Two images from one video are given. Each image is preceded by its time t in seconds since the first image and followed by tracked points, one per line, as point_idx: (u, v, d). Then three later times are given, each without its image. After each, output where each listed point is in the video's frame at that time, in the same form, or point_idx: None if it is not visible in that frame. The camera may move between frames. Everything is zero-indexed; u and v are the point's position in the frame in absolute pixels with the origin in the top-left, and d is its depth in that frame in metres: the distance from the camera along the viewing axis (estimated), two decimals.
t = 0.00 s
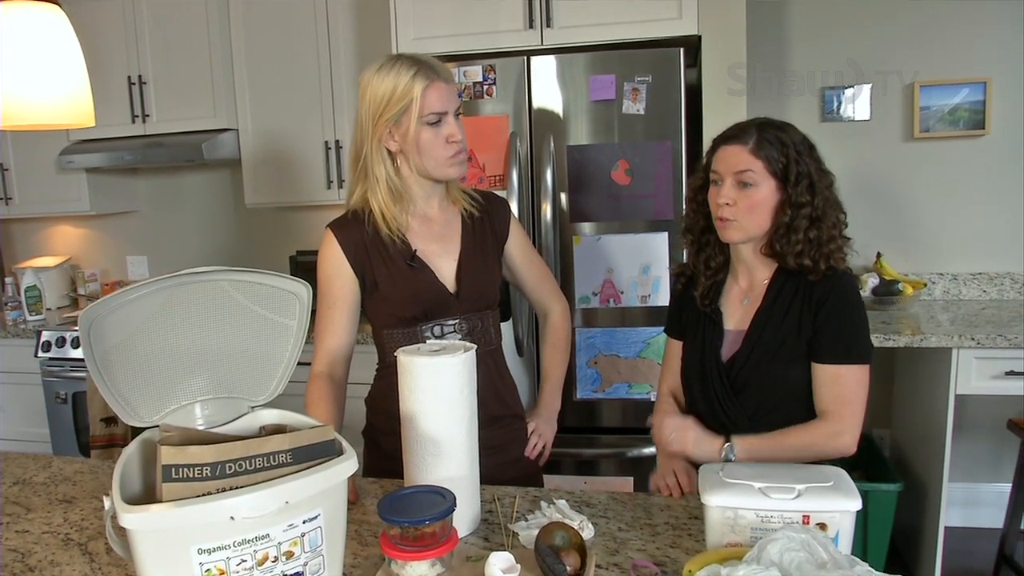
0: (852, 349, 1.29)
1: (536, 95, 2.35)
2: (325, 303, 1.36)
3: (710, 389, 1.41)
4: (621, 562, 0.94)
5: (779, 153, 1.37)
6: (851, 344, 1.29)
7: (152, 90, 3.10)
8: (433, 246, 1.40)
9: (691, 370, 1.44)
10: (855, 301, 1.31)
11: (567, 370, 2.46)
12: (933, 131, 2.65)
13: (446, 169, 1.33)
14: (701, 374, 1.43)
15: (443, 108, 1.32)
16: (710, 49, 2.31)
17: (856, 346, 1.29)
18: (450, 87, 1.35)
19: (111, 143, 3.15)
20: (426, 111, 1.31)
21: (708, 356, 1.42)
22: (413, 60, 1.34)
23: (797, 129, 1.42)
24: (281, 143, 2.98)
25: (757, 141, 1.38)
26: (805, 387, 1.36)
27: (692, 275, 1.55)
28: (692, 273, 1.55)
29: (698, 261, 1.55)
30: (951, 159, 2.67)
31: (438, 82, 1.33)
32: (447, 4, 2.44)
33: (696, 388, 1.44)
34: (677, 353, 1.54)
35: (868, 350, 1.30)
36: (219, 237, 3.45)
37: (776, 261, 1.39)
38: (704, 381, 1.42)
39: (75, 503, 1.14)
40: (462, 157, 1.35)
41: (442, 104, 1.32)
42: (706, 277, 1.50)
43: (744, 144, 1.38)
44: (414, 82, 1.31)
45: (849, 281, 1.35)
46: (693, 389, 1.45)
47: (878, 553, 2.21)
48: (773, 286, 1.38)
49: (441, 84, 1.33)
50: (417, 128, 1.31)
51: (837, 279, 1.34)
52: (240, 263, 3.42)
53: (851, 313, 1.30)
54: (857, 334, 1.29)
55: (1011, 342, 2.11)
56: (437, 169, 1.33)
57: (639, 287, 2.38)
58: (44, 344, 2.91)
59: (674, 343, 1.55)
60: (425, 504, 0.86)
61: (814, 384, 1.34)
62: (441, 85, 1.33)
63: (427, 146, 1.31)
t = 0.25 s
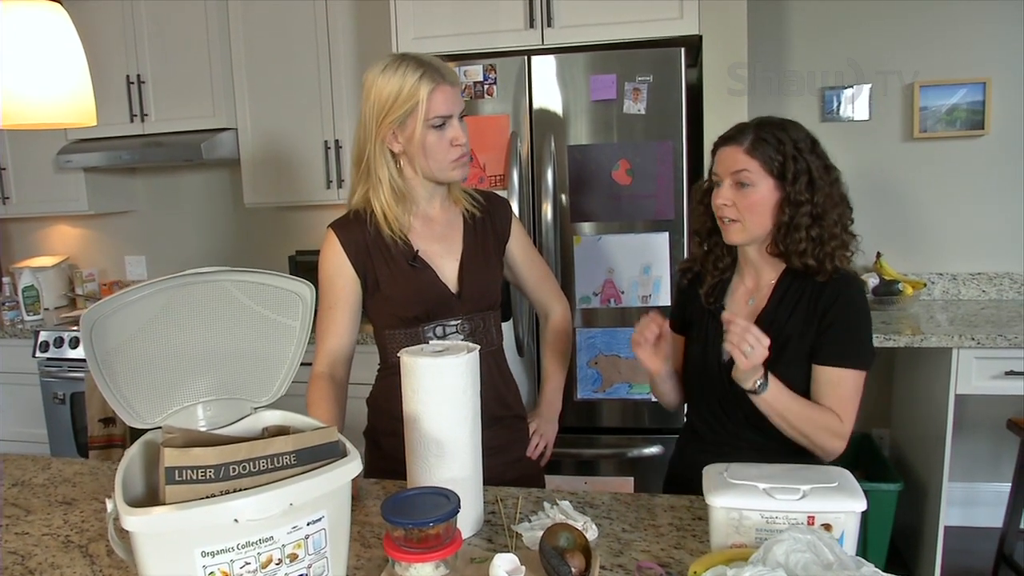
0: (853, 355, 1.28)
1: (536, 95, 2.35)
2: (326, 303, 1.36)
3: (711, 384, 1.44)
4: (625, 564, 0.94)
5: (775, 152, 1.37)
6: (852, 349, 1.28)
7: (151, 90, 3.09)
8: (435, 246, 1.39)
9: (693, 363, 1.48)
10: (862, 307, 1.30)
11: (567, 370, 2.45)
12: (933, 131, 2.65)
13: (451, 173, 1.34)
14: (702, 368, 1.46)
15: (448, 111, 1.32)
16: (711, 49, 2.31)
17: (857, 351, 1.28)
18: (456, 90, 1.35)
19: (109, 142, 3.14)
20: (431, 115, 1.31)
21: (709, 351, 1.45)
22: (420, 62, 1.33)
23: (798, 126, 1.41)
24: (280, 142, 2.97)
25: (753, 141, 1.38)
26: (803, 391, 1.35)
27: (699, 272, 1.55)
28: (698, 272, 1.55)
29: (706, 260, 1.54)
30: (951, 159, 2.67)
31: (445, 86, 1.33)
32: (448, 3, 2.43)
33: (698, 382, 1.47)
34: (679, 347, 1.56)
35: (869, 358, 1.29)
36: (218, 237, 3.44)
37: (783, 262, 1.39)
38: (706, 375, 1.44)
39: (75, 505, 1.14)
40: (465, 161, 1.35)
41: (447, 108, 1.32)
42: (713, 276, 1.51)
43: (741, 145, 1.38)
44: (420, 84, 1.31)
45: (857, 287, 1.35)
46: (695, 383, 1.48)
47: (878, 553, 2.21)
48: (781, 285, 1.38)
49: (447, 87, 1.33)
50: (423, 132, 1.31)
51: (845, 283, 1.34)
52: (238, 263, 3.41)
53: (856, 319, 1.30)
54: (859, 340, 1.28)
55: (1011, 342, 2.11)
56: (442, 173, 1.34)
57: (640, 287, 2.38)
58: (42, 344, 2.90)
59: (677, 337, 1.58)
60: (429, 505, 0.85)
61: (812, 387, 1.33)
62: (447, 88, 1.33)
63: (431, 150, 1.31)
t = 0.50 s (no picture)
0: (851, 360, 1.28)
1: (533, 94, 2.35)
2: (324, 303, 1.35)
3: (709, 381, 1.44)
4: (624, 564, 0.94)
5: (760, 157, 1.37)
6: (850, 355, 1.28)
7: (146, 89, 3.08)
8: (434, 246, 1.39)
9: (693, 359, 1.48)
10: (865, 315, 1.30)
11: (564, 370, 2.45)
12: (928, 132, 2.65)
13: (451, 167, 1.34)
14: (701, 365, 1.46)
15: (445, 104, 1.32)
16: (708, 49, 2.31)
17: (856, 358, 1.28)
18: (451, 84, 1.35)
19: (104, 141, 3.12)
20: (428, 107, 1.30)
21: (710, 348, 1.45)
22: (413, 58, 1.33)
23: (786, 127, 1.41)
24: (276, 142, 2.96)
25: (737, 150, 1.39)
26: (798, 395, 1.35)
27: (704, 274, 1.57)
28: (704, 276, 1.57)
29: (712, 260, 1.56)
30: (946, 160, 2.68)
31: (439, 79, 1.33)
32: (444, 3, 2.43)
33: (696, 379, 1.47)
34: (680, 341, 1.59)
35: (867, 366, 1.28)
36: (212, 237, 3.42)
37: (791, 263, 1.39)
38: (704, 373, 1.45)
39: (70, 506, 1.13)
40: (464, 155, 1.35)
41: (443, 101, 1.32)
42: (720, 278, 1.53)
43: (726, 155, 1.40)
44: (415, 79, 1.31)
45: (863, 295, 1.34)
46: (693, 380, 1.48)
47: (874, 552, 2.22)
48: (785, 289, 1.39)
49: (441, 81, 1.33)
50: (420, 127, 1.31)
51: (850, 288, 1.34)
52: (233, 263, 3.40)
53: (858, 326, 1.30)
54: (858, 346, 1.28)
55: (1006, 342, 2.12)
56: (441, 167, 1.33)
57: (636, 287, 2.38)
58: (35, 344, 2.88)
59: (678, 331, 1.60)
60: (428, 506, 0.85)
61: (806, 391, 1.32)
62: (441, 83, 1.33)
63: (429, 144, 1.31)
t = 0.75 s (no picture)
0: (851, 369, 1.28)
1: (528, 94, 2.35)
2: (320, 303, 1.35)
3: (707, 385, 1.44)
4: (623, 564, 0.94)
5: (758, 160, 1.38)
6: (850, 363, 1.28)
7: (140, 88, 3.07)
8: (431, 246, 1.39)
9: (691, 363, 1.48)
10: (866, 323, 1.30)
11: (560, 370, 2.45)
12: (922, 132, 2.66)
13: (445, 162, 1.32)
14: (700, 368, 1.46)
15: (437, 98, 1.31)
16: (703, 49, 2.31)
17: (856, 366, 1.28)
18: (443, 79, 1.34)
19: (97, 141, 3.11)
20: (420, 101, 1.30)
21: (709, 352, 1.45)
22: (404, 54, 1.33)
23: (787, 130, 1.42)
24: (270, 141, 2.95)
25: (735, 152, 1.41)
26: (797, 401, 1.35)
27: (704, 277, 1.57)
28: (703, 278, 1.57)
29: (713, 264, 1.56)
30: (940, 160, 2.69)
31: (430, 73, 1.32)
32: (439, 2, 2.42)
33: (693, 382, 1.48)
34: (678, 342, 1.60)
35: (867, 375, 1.29)
36: (207, 237, 3.41)
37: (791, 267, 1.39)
38: (701, 375, 1.45)
39: (66, 507, 1.12)
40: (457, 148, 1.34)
41: (435, 94, 1.31)
42: (719, 281, 1.53)
43: (723, 159, 1.41)
44: (405, 74, 1.30)
45: (866, 304, 1.34)
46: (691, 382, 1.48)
47: (869, 551, 2.22)
48: (788, 293, 1.39)
49: (432, 75, 1.32)
50: (412, 121, 1.30)
51: (853, 296, 1.34)
52: (228, 263, 3.39)
53: (860, 334, 1.30)
54: (859, 355, 1.28)
55: (1000, 342, 2.13)
56: (434, 161, 1.32)
57: (633, 287, 2.38)
58: (29, 345, 2.87)
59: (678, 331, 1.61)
60: (426, 507, 0.85)
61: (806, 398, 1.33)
62: (433, 76, 1.32)
63: (421, 138, 1.30)
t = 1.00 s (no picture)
0: (851, 367, 1.29)
1: (528, 94, 2.34)
2: (320, 303, 1.35)
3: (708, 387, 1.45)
4: (625, 564, 0.94)
5: (768, 154, 1.40)
6: (849, 361, 1.29)
7: (139, 88, 3.06)
8: (431, 246, 1.39)
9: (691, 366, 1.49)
10: (864, 320, 1.31)
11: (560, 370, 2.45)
12: (921, 132, 2.67)
13: (441, 164, 1.32)
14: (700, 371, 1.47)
15: (436, 100, 1.31)
16: (703, 49, 2.31)
17: (855, 364, 1.29)
18: (443, 81, 1.34)
19: (96, 141, 3.10)
20: (419, 103, 1.30)
21: (708, 354, 1.45)
22: (404, 54, 1.32)
23: (801, 130, 1.44)
24: (269, 141, 2.95)
25: (746, 145, 1.42)
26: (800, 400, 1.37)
27: (703, 275, 1.56)
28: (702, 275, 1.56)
29: (710, 261, 1.56)
30: (939, 160, 2.69)
31: (430, 75, 1.32)
32: (438, 2, 2.42)
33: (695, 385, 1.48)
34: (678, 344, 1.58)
35: (868, 372, 1.30)
36: (206, 237, 3.41)
37: (788, 265, 1.41)
38: (703, 374, 1.46)
39: (66, 508, 1.12)
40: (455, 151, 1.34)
41: (434, 97, 1.31)
42: (717, 278, 1.53)
43: (733, 149, 1.43)
44: (405, 75, 1.30)
45: (862, 301, 1.35)
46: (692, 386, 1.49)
47: (869, 551, 2.22)
48: (782, 293, 1.40)
49: (432, 77, 1.32)
50: (410, 122, 1.30)
51: (849, 293, 1.35)
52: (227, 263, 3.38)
53: (857, 331, 1.31)
54: (858, 352, 1.29)
55: (999, 341, 2.13)
56: (430, 164, 1.32)
57: (632, 287, 2.38)
58: (28, 345, 2.87)
59: (676, 334, 1.60)
60: (429, 507, 0.85)
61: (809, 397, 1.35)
62: (433, 78, 1.32)
63: (418, 140, 1.30)
